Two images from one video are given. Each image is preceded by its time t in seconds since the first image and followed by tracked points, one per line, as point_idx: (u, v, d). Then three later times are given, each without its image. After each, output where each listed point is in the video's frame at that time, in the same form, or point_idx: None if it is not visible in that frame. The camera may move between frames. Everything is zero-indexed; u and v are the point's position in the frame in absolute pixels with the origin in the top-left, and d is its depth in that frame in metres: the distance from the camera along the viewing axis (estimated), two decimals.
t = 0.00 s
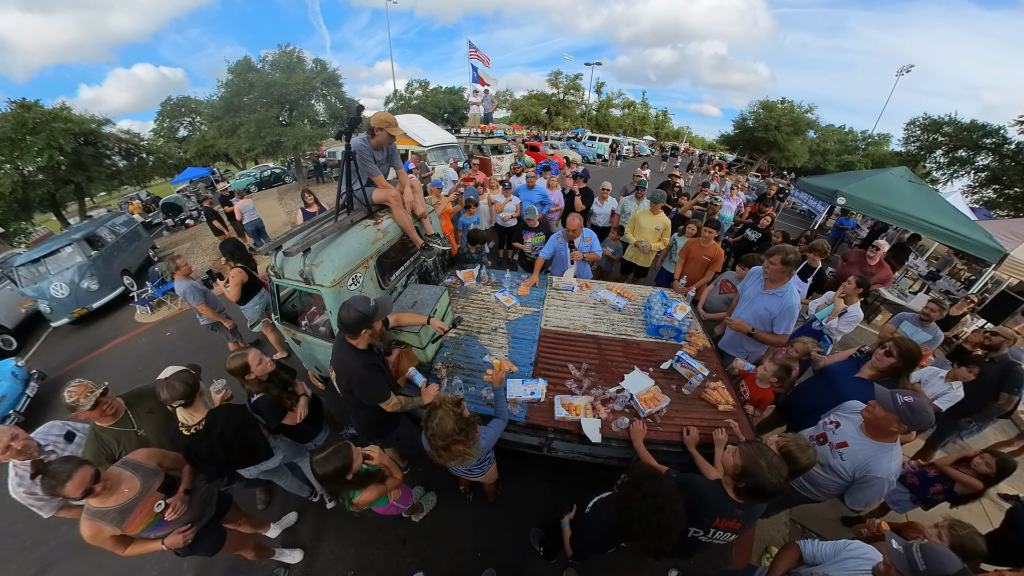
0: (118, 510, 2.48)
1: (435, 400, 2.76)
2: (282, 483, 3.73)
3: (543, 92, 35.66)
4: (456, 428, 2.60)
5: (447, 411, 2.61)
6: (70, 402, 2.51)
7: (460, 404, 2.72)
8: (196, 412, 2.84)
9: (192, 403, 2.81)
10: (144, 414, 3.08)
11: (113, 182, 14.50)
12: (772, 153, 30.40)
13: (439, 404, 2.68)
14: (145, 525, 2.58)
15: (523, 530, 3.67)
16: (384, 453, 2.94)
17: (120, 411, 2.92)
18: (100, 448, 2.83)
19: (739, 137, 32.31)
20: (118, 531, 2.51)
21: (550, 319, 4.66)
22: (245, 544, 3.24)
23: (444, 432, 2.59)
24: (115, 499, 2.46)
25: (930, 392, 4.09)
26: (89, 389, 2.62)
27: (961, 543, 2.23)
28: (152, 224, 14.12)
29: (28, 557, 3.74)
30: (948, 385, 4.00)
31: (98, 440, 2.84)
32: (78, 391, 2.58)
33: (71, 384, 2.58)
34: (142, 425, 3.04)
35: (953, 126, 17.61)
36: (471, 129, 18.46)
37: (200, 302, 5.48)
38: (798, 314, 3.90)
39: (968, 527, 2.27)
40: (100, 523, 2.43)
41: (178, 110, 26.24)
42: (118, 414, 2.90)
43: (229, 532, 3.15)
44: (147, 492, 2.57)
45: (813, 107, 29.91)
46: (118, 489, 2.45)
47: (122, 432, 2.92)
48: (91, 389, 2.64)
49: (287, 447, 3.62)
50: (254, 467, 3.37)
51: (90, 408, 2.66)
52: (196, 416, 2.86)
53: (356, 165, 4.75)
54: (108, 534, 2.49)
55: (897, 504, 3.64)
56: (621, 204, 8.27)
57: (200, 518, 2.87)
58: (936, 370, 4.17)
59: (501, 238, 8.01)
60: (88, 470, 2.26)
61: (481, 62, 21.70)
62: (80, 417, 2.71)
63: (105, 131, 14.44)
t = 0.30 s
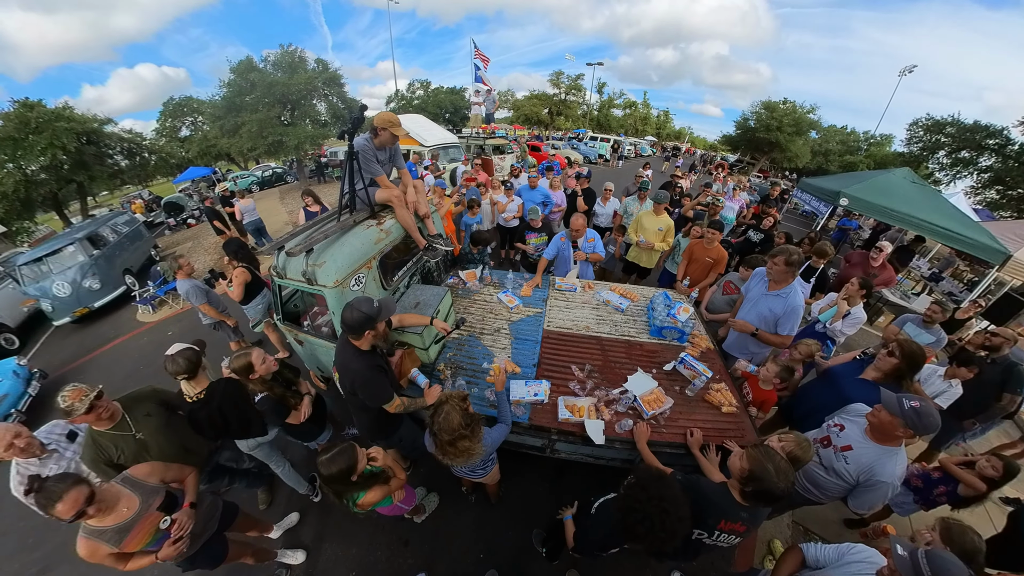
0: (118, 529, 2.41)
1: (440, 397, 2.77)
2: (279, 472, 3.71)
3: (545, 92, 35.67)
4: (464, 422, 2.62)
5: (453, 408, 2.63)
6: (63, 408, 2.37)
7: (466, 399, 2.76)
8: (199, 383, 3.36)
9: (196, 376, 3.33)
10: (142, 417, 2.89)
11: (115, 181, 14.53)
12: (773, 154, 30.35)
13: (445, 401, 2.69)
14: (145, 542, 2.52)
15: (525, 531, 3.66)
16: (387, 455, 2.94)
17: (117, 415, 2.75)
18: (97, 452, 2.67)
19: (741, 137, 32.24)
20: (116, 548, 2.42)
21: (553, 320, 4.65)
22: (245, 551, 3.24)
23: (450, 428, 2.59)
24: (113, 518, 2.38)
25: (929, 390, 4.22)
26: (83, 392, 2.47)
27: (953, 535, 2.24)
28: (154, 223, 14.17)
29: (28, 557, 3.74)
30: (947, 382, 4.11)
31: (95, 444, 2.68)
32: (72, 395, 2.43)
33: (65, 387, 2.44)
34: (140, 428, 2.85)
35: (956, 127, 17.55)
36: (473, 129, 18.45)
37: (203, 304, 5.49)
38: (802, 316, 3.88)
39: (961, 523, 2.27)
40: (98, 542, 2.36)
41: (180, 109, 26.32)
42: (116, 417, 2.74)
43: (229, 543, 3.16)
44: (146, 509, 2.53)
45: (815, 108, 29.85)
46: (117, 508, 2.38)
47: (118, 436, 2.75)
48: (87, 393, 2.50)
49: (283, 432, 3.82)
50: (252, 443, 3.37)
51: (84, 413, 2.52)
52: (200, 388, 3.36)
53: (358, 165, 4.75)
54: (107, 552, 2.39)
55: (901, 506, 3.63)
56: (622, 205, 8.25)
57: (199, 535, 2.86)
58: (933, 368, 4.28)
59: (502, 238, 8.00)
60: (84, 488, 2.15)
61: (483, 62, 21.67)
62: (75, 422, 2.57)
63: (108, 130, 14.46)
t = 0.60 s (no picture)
0: (120, 540, 2.37)
1: (445, 393, 2.78)
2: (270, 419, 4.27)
3: (547, 92, 35.65)
4: (471, 414, 2.63)
5: (460, 402, 2.63)
6: (58, 411, 2.35)
7: (471, 393, 2.78)
8: (205, 348, 3.57)
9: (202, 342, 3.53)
10: (139, 421, 2.88)
11: (118, 181, 14.55)
12: (776, 154, 30.25)
13: (451, 395, 2.69)
14: (148, 553, 2.49)
15: (527, 534, 3.64)
16: (390, 457, 2.91)
17: (115, 416, 2.74)
18: (96, 454, 2.67)
19: (743, 138, 32.12)
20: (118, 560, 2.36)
21: (556, 321, 4.62)
22: (247, 555, 3.22)
23: (458, 421, 2.58)
24: (114, 530, 2.34)
25: (932, 391, 4.22)
26: (79, 395, 2.46)
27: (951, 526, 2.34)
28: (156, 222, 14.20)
29: (27, 557, 3.73)
30: (949, 382, 4.12)
31: (94, 446, 2.68)
32: (68, 398, 2.42)
33: (61, 389, 2.43)
34: (137, 431, 2.83)
35: (960, 128, 17.47)
36: (475, 129, 18.43)
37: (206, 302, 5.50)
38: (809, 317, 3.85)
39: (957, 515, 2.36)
40: (99, 554, 2.30)
41: (183, 109, 26.38)
42: (114, 419, 2.72)
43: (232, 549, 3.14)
44: (148, 522, 2.50)
45: (818, 108, 29.75)
46: (117, 519, 2.34)
47: (116, 438, 2.72)
48: (83, 395, 2.48)
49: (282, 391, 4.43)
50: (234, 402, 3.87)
51: (81, 415, 2.50)
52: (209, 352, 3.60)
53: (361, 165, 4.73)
54: (109, 564, 2.33)
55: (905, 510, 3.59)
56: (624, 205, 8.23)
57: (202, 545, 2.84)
58: (936, 369, 4.29)
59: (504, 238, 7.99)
60: (81, 494, 2.11)
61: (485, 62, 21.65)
62: (73, 425, 2.54)
63: (110, 130, 14.47)
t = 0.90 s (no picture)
0: (132, 536, 2.35)
1: (450, 391, 2.79)
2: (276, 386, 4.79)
3: (549, 92, 35.61)
4: (475, 412, 2.63)
5: (464, 400, 2.64)
6: (62, 409, 2.37)
7: (475, 393, 2.80)
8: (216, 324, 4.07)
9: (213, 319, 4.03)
10: (142, 422, 2.88)
11: (121, 180, 14.59)
12: (778, 155, 30.14)
13: (456, 393, 2.71)
14: (162, 545, 2.49)
15: (529, 535, 3.63)
16: (393, 458, 2.90)
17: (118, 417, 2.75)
18: (98, 454, 2.71)
19: (745, 138, 32.02)
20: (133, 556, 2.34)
21: (559, 322, 4.62)
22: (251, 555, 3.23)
23: (462, 419, 2.58)
24: (125, 526, 2.33)
25: (935, 394, 4.12)
26: (83, 393, 2.47)
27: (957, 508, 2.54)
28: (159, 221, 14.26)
29: (31, 554, 3.74)
30: (954, 386, 4.01)
31: (97, 445, 2.72)
32: (72, 397, 2.44)
33: (64, 388, 2.44)
34: (140, 433, 2.84)
35: (964, 129, 17.38)
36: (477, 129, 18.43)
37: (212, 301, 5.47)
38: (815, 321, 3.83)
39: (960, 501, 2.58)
40: (113, 551, 2.27)
41: (186, 109, 26.48)
42: (117, 419, 2.74)
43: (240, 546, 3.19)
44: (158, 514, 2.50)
45: (821, 109, 29.63)
46: (127, 515, 2.34)
47: (119, 439, 2.74)
48: (86, 394, 2.49)
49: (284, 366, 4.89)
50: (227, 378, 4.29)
51: (84, 415, 2.51)
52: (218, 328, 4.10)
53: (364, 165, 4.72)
54: (124, 560, 2.31)
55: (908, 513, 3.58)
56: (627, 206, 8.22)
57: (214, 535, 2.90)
58: (942, 372, 4.16)
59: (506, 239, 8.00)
60: (87, 490, 2.11)
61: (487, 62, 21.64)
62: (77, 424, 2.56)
63: (114, 129, 14.51)
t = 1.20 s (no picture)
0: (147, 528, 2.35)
1: (464, 386, 2.79)
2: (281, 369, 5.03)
3: (551, 93, 35.57)
4: (473, 419, 2.59)
5: (468, 401, 2.63)
6: (74, 405, 2.39)
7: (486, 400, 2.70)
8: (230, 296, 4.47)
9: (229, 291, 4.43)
10: (153, 420, 2.89)
11: (125, 179, 14.66)
12: (781, 156, 30.00)
13: (467, 390, 2.71)
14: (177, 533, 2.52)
15: (532, 537, 3.62)
16: (397, 459, 2.89)
17: (128, 414, 2.77)
18: (108, 450, 2.74)
19: (748, 139, 31.94)
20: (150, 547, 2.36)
21: (563, 323, 4.61)
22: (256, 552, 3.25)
23: (460, 418, 2.59)
24: (139, 518, 2.32)
25: (944, 401, 4.07)
26: (94, 390, 2.49)
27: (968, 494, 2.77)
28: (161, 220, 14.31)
29: (35, 550, 3.75)
30: (963, 394, 3.97)
31: (106, 442, 2.74)
32: (84, 392, 2.45)
33: (76, 384, 2.46)
34: (149, 430, 2.86)
35: (969, 130, 17.29)
36: (479, 129, 18.45)
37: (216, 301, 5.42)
38: (818, 330, 3.80)
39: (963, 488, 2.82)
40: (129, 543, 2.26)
41: (189, 108, 26.59)
42: (127, 416, 2.76)
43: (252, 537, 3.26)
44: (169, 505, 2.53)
45: (825, 110, 29.52)
46: (140, 507, 2.34)
47: (128, 436, 2.77)
48: (97, 390, 2.51)
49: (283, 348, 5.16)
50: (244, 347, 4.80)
51: (95, 411, 2.53)
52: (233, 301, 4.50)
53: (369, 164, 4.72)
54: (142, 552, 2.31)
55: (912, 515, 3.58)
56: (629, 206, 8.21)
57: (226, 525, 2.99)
58: (952, 380, 4.12)
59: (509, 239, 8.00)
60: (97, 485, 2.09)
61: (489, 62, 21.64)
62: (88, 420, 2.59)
63: (118, 128, 14.58)
